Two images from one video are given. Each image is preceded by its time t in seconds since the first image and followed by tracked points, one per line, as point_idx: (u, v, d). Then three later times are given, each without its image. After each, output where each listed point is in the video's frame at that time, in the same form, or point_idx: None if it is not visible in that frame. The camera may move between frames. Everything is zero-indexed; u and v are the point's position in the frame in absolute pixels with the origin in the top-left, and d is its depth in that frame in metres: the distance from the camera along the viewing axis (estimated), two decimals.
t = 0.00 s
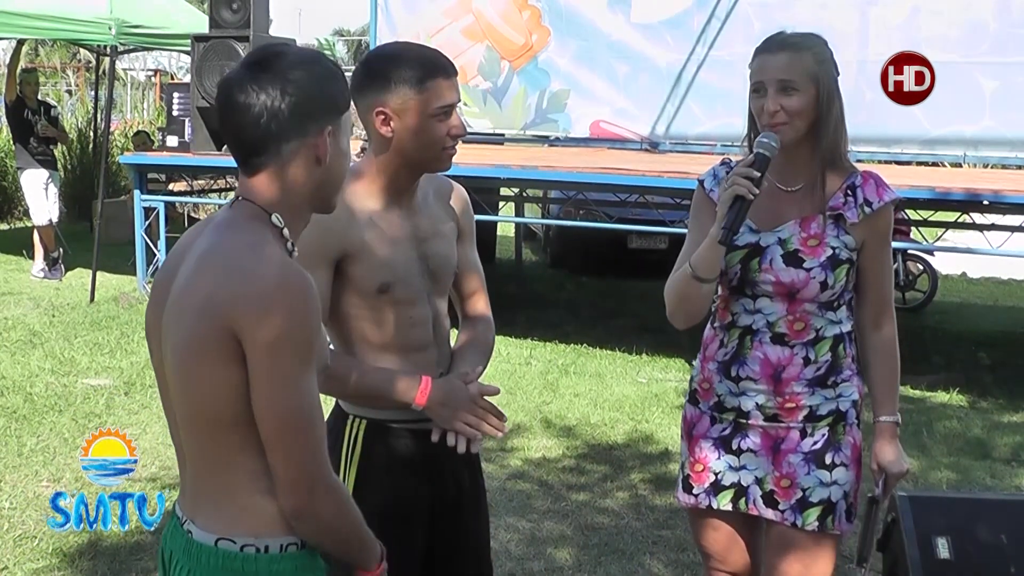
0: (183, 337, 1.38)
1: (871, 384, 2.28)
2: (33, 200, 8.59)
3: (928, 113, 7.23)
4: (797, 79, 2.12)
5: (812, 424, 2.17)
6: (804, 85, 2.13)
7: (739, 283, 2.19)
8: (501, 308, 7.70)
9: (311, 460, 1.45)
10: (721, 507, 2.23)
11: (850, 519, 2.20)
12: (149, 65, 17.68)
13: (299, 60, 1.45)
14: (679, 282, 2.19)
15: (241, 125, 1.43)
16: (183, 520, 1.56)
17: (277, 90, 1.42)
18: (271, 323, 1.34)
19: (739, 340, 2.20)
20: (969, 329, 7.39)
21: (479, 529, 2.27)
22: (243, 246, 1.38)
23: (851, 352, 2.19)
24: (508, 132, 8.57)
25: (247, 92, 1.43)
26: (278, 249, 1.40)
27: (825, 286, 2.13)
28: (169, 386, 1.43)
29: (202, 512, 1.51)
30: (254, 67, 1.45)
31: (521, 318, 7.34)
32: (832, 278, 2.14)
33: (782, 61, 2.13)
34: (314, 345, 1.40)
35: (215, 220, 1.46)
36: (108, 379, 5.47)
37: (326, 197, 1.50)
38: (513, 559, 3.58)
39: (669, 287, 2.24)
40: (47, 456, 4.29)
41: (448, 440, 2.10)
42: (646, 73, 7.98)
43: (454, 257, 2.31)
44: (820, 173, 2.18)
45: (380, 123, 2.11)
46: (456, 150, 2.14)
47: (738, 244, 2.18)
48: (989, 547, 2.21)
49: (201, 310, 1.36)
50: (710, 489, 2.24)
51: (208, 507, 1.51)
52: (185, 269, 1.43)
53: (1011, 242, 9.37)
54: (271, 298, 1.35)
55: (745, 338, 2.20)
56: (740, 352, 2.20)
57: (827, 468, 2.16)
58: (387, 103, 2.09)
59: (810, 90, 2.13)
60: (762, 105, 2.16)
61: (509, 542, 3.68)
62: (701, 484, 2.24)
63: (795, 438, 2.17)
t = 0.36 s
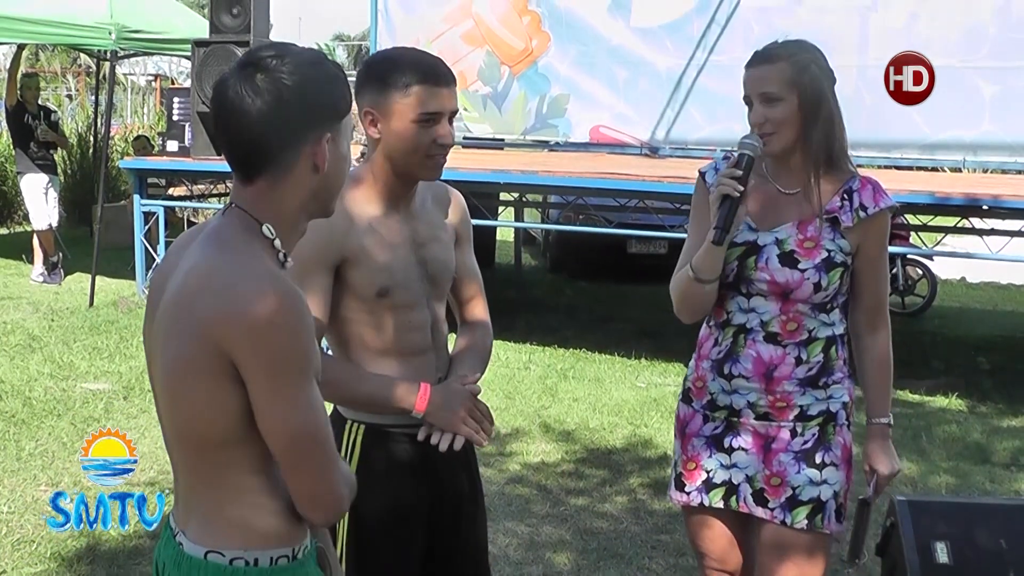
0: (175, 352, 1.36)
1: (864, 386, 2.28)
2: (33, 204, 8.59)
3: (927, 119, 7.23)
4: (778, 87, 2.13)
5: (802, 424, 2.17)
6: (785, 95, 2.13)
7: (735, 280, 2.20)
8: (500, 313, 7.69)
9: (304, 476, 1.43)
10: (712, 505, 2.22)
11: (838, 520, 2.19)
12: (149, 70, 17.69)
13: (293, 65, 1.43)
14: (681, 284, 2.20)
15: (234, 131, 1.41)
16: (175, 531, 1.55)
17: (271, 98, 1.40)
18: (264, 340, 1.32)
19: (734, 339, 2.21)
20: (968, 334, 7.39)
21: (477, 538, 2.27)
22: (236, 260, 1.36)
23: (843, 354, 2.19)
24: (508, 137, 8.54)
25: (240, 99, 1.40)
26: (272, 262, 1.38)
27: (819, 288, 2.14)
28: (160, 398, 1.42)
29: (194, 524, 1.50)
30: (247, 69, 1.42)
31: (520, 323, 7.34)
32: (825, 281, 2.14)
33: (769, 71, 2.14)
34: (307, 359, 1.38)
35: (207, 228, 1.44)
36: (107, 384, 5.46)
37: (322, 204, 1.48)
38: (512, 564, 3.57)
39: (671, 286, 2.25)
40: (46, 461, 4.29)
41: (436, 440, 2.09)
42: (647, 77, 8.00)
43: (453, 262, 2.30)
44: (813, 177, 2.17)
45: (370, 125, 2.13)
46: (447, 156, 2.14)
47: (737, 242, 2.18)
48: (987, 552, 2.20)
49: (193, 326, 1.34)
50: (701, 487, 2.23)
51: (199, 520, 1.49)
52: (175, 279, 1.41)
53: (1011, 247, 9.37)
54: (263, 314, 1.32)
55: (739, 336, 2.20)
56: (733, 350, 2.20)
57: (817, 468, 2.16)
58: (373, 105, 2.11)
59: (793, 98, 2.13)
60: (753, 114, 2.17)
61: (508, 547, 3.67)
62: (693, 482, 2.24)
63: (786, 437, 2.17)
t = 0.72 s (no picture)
0: (179, 368, 1.36)
1: (859, 391, 2.28)
2: (33, 211, 8.60)
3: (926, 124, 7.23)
4: (775, 104, 2.13)
5: (798, 428, 2.17)
6: (782, 109, 2.14)
7: (732, 285, 2.21)
8: (500, 319, 7.69)
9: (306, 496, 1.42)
10: (709, 509, 2.22)
11: (835, 524, 2.19)
12: (149, 76, 17.71)
13: (304, 77, 1.42)
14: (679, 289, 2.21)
15: (242, 143, 1.40)
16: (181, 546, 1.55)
17: (281, 113, 1.39)
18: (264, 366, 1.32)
19: (731, 342, 2.21)
20: (968, 340, 7.39)
21: (478, 540, 2.28)
22: (239, 281, 1.36)
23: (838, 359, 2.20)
24: (505, 143, 8.57)
25: (249, 112, 1.40)
26: (277, 283, 1.38)
27: (814, 291, 2.14)
28: (167, 415, 1.42)
29: (200, 541, 1.50)
30: (255, 80, 1.42)
31: (519, 329, 7.34)
32: (821, 284, 2.15)
33: (765, 86, 2.13)
34: (310, 385, 1.37)
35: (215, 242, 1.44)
36: (106, 390, 5.46)
37: (330, 214, 1.48)
38: (511, 571, 3.57)
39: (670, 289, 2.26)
40: (45, 467, 4.29)
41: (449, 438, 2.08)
42: (646, 84, 7.99)
43: (452, 270, 2.31)
44: (809, 185, 2.18)
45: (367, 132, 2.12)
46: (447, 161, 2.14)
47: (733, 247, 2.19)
48: (987, 560, 2.21)
49: (196, 346, 1.34)
50: (698, 491, 2.23)
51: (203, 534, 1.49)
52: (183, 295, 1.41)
53: (1010, 253, 9.38)
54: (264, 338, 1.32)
55: (736, 340, 2.20)
56: (730, 354, 2.20)
57: (812, 471, 2.16)
58: (377, 113, 2.10)
59: (790, 111, 2.14)
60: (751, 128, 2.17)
61: (507, 554, 3.68)
62: (690, 486, 2.24)
63: (781, 442, 2.17)
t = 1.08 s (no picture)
0: (194, 384, 1.36)
1: (857, 402, 2.28)
2: (33, 223, 8.60)
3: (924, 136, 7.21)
4: (773, 119, 2.14)
5: (795, 439, 2.17)
6: (778, 124, 2.15)
7: (729, 298, 2.21)
8: (500, 331, 7.68)
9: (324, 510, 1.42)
10: (706, 519, 2.21)
11: (833, 536, 2.19)
12: (148, 87, 17.74)
13: (312, 90, 1.41)
14: (679, 303, 2.21)
15: (251, 156, 1.40)
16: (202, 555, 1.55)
17: (288, 125, 1.39)
18: (273, 388, 1.31)
19: (729, 354, 2.21)
20: (968, 352, 7.39)
21: (476, 553, 2.28)
22: (253, 299, 1.35)
23: (835, 371, 2.20)
24: (505, 155, 8.56)
25: (256, 124, 1.40)
26: (292, 301, 1.37)
27: (811, 304, 2.15)
28: (185, 430, 1.42)
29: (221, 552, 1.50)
30: (262, 91, 1.42)
31: (519, 341, 7.34)
32: (818, 297, 2.15)
33: (762, 102, 2.14)
34: (322, 407, 1.35)
35: (233, 256, 1.44)
36: (106, 402, 5.46)
37: (341, 226, 1.47)
38: None
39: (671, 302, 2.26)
40: (44, 479, 4.29)
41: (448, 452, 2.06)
42: (645, 96, 8.01)
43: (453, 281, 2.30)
44: (806, 199, 2.18)
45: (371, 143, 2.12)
46: (448, 170, 2.15)
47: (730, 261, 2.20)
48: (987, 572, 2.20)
49: (210, 363, 1.34)
50: (696, 501, 2.23)
51: (222, 547, 1.50)
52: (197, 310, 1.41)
53: (1009, 265, 9.38)
54: (274, 358, 1.31)
55: (734, 352, 2.21)
56: (728, 365, 2.21)
57: (810, 483, 2.15)
58: (382, 125, 2.10)
59: (786, 127, 2.15)
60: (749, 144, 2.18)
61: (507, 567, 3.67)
62: (688, 497, 2.24)
63: (779, 453, 2.17)
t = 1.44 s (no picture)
0: (187, 384, 1.37)
1: (856, 406, 2.29)
2: (33, 229, 8.61)
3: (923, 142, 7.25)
4: (768, 129, 2.15)
5: (794, 444, 2.17)
6: (773, 133, 2.16)
7: (726, 308, 2.21)
8: (500, 337, 7.68)
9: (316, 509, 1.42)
10: (704, 524, 2.21)
11: (832, 538, 2.18)
12: (148, 94, 17.75)
13: (303, 95, 1.42)
14: (672, 312, 2.20)
15: (243, 157, 1.41)
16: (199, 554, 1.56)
17: (279, 127, 1.40)
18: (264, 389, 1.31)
19: (726, 362, 2.21)
20: (967, 358, 7.39)
21: (477, 555, 2.28)
22: (247, 301, 1.36)
23: (833, 377, 2.20)
24: (504, 161, 8.56)
25: (248, 128, 1.41)
26: (284, 304, 1.38)
27: (807, 313, 2.16)
28: (180, 430, 1.42)
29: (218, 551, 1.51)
30: (253, 96, 1.43)
31: (519, 347, 7.34)
32: (813, 306, 2.16)
33: (757, 111, 2.15)
34: (314, 408, 1.36)
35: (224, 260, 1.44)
36: (106, 408, 5.46)
37: (332, 230, 1.48)
38: None
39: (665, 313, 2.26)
40: (44, 485, 4.28)
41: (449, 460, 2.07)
42: (645, 102, 8.02)
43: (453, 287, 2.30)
44: (801, 206, 2.20)
45: (372, 149, 2.12)
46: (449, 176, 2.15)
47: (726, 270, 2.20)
48: None
49: (202, 364, 1.34)
50: (694, 506, 2.22)
51: (217, 546, 1.50)
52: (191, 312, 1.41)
53: (1008, 271, 9.39)
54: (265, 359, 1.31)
55: (731, 360, 2.21)
56: (726, 373, 2.21)
57: (808, 486, 2.15)
58: (379, 129, 2.10)
59: (783, 136, 2.16)
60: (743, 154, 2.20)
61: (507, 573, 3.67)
62: (686, 501, 2.23)
63: (778, 457, 2.17)
